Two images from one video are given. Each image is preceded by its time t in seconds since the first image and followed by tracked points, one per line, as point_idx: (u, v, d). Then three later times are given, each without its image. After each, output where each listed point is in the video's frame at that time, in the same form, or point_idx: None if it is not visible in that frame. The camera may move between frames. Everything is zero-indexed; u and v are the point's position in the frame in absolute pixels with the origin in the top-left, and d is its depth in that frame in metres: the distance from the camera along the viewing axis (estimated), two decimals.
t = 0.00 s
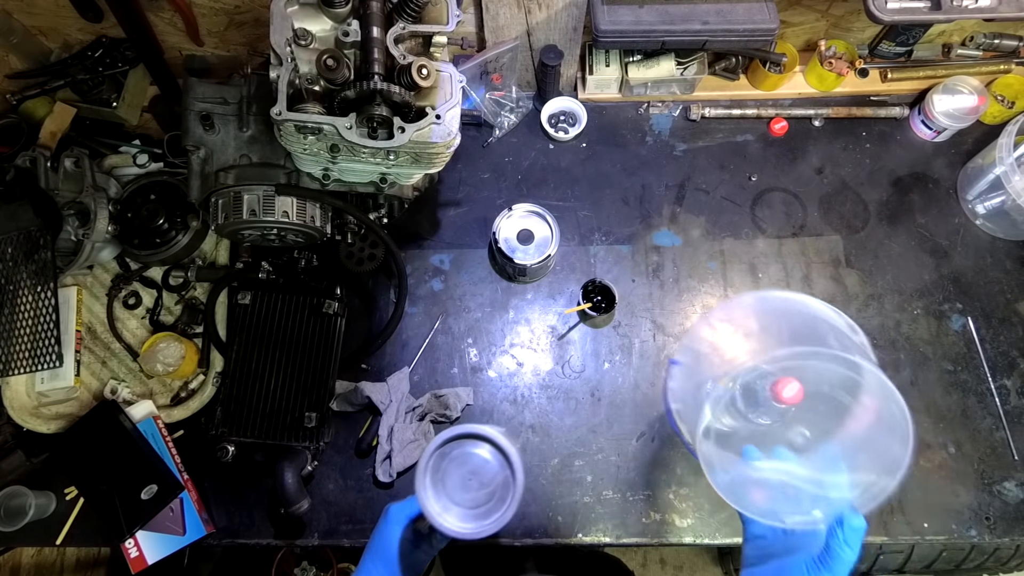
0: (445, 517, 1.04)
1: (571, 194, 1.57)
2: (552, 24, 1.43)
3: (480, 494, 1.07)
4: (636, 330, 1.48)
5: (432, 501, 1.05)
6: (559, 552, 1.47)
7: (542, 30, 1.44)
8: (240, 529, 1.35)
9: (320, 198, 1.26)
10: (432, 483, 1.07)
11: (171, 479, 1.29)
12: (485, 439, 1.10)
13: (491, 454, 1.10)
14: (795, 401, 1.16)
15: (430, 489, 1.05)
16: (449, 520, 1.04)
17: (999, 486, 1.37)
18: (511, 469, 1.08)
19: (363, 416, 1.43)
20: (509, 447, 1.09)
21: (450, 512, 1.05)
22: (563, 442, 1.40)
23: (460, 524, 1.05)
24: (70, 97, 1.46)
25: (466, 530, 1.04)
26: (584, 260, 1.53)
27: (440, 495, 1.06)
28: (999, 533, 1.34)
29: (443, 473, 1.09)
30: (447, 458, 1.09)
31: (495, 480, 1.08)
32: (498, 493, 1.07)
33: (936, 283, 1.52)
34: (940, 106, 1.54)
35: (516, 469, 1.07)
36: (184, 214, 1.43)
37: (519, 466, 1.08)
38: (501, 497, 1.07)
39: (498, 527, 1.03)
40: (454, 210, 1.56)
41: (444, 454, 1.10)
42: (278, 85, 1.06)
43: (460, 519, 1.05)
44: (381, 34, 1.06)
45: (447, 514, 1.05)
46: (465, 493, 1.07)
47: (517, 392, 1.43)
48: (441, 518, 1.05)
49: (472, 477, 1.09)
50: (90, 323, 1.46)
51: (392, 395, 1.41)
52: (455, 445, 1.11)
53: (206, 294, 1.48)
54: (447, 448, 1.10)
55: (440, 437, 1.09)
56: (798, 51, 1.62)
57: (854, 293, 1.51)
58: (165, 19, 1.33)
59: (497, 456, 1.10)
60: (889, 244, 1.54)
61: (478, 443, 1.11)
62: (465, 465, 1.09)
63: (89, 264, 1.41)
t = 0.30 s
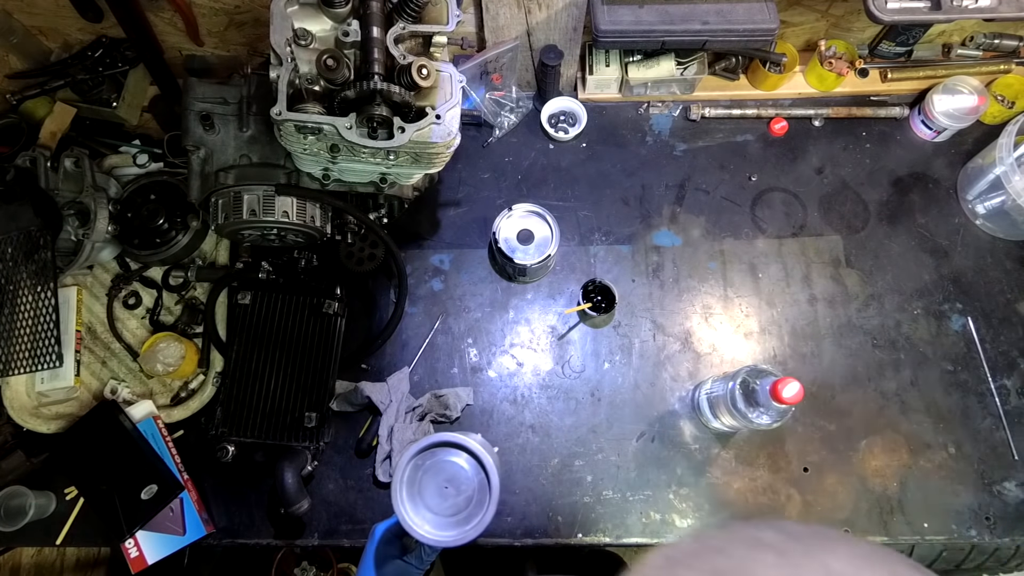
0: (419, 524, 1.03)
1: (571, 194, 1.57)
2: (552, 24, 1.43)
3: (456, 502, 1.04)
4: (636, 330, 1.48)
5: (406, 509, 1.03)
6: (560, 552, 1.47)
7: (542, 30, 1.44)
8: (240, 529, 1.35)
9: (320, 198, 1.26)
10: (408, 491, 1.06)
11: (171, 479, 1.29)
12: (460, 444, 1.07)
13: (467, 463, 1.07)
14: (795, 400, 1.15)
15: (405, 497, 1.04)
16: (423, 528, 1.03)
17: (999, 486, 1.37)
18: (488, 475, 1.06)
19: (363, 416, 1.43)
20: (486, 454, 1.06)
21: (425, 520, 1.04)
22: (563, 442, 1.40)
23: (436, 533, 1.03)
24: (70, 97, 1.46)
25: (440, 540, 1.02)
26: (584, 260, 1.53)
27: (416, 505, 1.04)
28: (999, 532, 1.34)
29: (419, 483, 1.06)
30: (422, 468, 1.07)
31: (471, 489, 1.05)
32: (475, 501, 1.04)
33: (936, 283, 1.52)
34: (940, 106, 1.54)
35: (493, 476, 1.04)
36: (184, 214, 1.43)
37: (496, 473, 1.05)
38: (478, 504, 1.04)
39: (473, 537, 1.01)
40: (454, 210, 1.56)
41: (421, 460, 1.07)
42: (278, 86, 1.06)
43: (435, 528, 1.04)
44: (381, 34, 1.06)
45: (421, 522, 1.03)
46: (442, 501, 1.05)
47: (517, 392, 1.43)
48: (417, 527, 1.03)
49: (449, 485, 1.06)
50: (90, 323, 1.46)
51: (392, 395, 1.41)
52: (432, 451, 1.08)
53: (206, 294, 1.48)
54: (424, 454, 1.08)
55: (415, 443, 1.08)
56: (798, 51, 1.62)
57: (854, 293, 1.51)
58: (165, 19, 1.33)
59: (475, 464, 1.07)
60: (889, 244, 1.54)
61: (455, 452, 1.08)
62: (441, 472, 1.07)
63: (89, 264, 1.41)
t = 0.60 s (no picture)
0: (416, 508, 1.07)
1: (571, 194, 1.57)
2: (552, 24, 1.43)
3: (454, 490, 1.10)
4: (636, 330, 1.48)
5: (404, 491, 1.08)
6: (560, 552, 1.47)
7: (542, 30, 1.44)
8: (240, 529, 1.35)
9: (320, 198, 1.26)
10: (407, 475, 1.10)
11: (171, 479, 1.29)
12: (463, 433, 1.13)
13: (469, 451, 1.12)
14: (795, 400, 1.15)
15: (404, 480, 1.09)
16: (419, 511, 1.07)
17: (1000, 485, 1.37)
18: (487, 466, 1.11)
19: (363, 416, 1.43)
20: (487, 445, 1.12)
21: (421, 505, 1.08)
22: (563, 442, 1.40)
23: (433, 519, 1.07)
24: (70, 97, 1.46)
25: (434, 525, 1.07)
26: (584, 260, 1.53)
27: (415, 491, 1.09)
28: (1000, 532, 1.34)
29: (419, 470, 1.11)
30: (423, 455, 1.12)
31: (470, 478, 1.11)
32: (472, 491, 1.10)
33: (936, 283, 1.52)
34: (940, 106, 1.54)
35: (493, 467, 1.10)
36: (184, 214, 1.43)
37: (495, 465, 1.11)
38: (475, 494, 1.10)
39: (467, 525, 1.06)
40: (454, 210, 1.56)
41: (422, 446, 1.13)
42: (278, 85, 1.06)
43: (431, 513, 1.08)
44: (381, 34, 1.06)
45: (418, 506, 1.08)
46: (439, 487, 1.10)
47: (517, 392, 1.43)
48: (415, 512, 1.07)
49: (448, 472, 1.11)
50: (90, 323, 1.46)
51: (392, 395, 1.40)
52: (434, 437, 1.14)
53: (206, 294, 1.48)
54: (425, 440, 1.13)
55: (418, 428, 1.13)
56: (798, 51, 1.62)
57: (854, 293, 1.51)
58: (165, 19, 1.33)
59: (475, 453, 1.12)
60: (889, 244, 1.54)
61: (458, 441, 1.13)
62: (441, 459, 1.12)
63: (89, 264, 1.41)
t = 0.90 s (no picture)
0: (347, 480, 0.96)
1: (571, 194, 1.57)
2: (552, 24, 1.43)
3: (392, 476, 0.96)
4: (636, 330, 1.48)
5: (340, 460, 0.97)
6: (559, 552, 1.48)
7: (542, 30, 1.44)
8: (240, 529, 1.35)
9: (320, 198, 1.26)
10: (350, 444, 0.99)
11: (171, 479, 1.29)
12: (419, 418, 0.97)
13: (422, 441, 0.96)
14: (795, 400, 1.15)
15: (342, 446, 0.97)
16: (349, 484, 0.96)
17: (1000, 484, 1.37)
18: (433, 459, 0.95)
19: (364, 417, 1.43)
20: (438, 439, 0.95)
21: (355, 478, 0.97)
22: (563, 442, 1.40)
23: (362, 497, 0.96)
24: (70, 97, 1.46)
25: (360, 505, 0.95)
26: (584, 260, 1.53)
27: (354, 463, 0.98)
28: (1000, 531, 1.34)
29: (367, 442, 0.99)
30: (374, 429, 1.00)
31: (412, 469, 0.96)
32: (410, 484, 0.95)
33: (936, 283, 1.52)
34: (940, 106, 1.54)
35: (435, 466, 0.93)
36: (184, 214, 1.43)
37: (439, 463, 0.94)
38: (412, 487, 0.94)
39: (391, 516, 0.93)
40: (454, 210, 1.56)
41: (375, 418, 1.00)
42: (278, 85, 1.06)
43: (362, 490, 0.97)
44: (381, 34, 1.06)
45: (350, 478, 0.97)
46: (380, 467, 0.98)
47: (517, 392, 1.43)
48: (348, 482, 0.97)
49: (392, 456, 0.98)
50: (90, 323, 1.46)
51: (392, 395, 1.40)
52: (391, 413, 1.00)
53: (206, 294, 1.48)
54: (379, 413, 1.00)
55: (373, 397, 0.99)
56: (798, 51, 1.62)
57: (854, 293, 1.51)
58: (165, 19, 1.33)
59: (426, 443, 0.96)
60: (888, 244, 1.54)
61: (415, 426, 0.98)
62: (390, 439, 0.99)
63: (88, 264, 1.41)
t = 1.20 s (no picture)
0: (379, 482, 0.89)
1: (571, 194, 1.57)
2: (552, 24, 1.43)
3: (426, 475, 0.90)
4: (636, 330, 1.48)
5: (370, 461, 0.90)
6: (559, 551, 1.45)
7: (542, 30, 1.44)
8: (240, 529, 1.35)
9: (320, 198, 1.26)
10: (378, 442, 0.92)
11: (171, 479, 1.29)
12: (452, 412, 0.91)
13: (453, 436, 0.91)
14: (795, 400, 1.15)
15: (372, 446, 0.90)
16: (382, 486, 0.89)
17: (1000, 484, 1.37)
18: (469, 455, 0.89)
19: (364, 417, 1.43)
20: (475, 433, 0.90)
21: (386, 480, 0.90)
22: (563, 442, 1.40)
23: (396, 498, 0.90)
24: (70, 97, 1.46)
25: (394, 508, 0.88)
26: (584, 260, 1.53)
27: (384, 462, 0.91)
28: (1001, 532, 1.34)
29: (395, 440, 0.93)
30: (402, 425, 0.93)
31: (447, 466, 0.90)
32: (446, 482, 0.89)
33: (936, 283, 1.52)
34: (940, 106, 1.54)
35: (473, 462, 0.87)
36: (184, 214, 1.43)
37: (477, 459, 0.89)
38: (448, 487, 0.89)
39: (430, 517, 0.87)
40: (454, 210, 1.56)
41: (403, 414, 0.93)
42: (278, 85, 1.06)
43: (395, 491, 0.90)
44: (381, 34, 1.06)
45: (382, 480, 0.90)
46: (411, 466, 0.91)
47: (517, 392, 1.43)
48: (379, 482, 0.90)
49: (423, 452, 0.91)
50: (90, 323, 1.46)
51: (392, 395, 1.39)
52: (421, 407, 0.93)
53: (206, 294, 1.48)
54: (408, 409, 0.93)
55: (402, 392, 0.93)
56: (799, 51, 1.62)
57: (854, 293, 1.51)
58: (165, 19, 1.33)
59: (460, 439, 0.91)
60: (888, 244, 1.54)
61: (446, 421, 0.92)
62: (421, 435, 0.92)
63: (89, 264, 1.41)
